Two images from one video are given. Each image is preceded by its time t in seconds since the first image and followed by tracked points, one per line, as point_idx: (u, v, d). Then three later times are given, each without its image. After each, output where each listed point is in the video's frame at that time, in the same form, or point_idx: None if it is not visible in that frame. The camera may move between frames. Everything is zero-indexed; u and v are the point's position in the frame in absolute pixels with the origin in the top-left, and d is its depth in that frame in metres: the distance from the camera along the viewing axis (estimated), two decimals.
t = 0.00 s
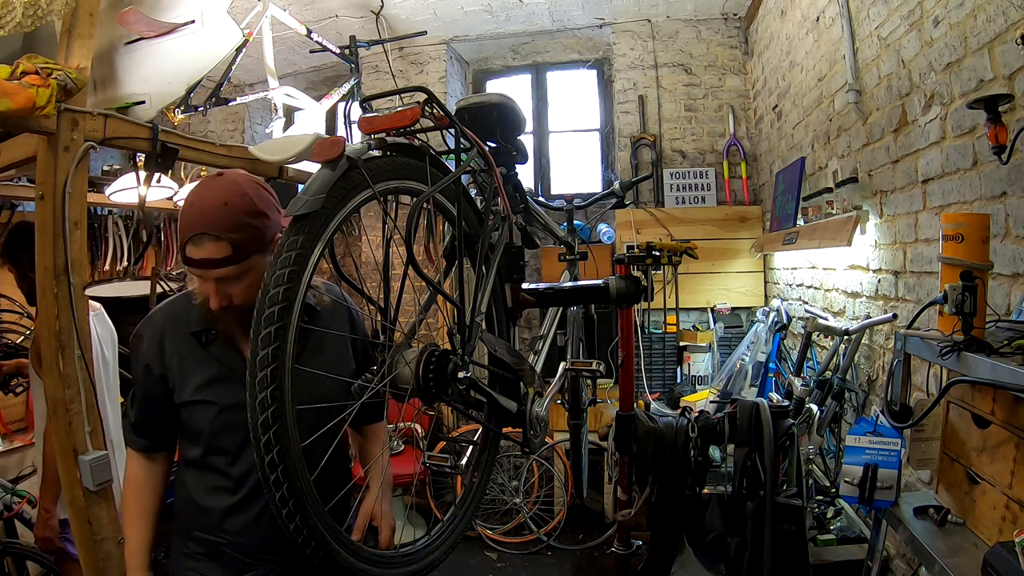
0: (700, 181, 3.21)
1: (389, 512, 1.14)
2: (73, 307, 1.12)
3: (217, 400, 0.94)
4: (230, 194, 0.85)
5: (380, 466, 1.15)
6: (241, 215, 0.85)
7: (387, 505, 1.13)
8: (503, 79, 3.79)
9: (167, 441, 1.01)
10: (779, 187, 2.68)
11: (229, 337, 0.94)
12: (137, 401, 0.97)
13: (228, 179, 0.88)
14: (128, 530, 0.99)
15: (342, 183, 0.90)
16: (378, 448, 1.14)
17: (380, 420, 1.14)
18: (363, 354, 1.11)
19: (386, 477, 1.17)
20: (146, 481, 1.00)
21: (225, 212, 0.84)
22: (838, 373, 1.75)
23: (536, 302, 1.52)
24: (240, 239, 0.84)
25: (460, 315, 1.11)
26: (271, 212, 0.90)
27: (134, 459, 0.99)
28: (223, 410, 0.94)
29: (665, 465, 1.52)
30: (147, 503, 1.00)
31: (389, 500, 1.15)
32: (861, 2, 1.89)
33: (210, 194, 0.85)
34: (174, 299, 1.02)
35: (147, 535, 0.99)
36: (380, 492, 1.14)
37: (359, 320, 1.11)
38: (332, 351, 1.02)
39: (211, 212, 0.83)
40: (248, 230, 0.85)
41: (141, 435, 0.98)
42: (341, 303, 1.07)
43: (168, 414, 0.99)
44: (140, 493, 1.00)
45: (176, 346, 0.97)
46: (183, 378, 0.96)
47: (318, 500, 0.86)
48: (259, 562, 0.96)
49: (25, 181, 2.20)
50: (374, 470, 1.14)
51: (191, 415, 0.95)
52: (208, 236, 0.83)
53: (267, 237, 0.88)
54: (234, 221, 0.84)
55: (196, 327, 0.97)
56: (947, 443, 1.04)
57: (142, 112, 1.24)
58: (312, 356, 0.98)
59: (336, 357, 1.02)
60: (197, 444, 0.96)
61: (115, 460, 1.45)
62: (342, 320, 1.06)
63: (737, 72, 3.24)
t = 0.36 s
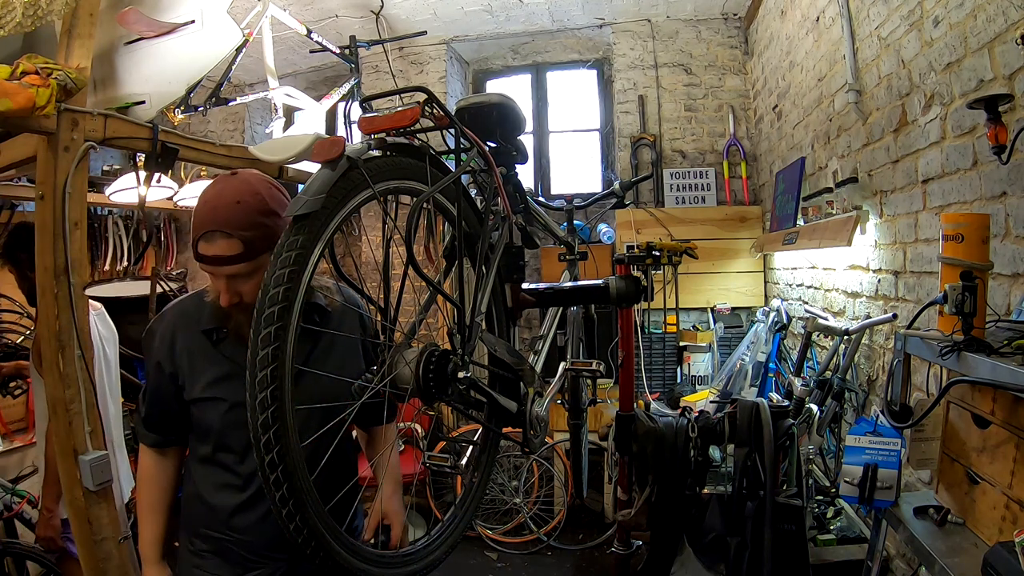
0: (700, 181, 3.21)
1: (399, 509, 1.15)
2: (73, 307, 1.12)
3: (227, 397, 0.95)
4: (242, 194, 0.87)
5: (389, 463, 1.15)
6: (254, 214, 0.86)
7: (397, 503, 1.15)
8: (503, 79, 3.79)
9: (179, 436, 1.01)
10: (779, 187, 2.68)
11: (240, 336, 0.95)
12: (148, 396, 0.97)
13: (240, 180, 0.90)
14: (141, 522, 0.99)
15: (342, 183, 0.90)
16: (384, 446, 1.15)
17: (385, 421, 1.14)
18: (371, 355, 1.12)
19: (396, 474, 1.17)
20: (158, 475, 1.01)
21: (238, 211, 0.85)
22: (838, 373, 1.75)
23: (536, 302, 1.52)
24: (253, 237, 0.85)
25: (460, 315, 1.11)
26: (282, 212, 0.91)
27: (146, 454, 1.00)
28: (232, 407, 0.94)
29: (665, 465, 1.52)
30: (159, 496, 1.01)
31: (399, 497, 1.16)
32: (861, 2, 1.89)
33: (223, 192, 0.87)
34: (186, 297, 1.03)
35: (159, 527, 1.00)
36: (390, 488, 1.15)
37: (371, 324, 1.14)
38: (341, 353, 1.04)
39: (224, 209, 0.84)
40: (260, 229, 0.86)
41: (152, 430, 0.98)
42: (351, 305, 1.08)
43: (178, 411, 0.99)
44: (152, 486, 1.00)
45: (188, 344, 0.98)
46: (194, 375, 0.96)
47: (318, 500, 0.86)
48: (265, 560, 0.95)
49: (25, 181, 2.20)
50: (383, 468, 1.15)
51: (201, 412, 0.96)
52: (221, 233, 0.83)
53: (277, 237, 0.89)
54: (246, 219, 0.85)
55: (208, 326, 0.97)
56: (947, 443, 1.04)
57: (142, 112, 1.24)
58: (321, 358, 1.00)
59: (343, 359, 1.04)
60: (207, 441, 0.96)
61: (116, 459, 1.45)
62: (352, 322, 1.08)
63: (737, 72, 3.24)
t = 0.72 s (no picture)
0: (700, 181, 3.21)
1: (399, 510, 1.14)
2: (73, 307, 1.12)
3: (228, 398, 0.94)
4: (240, 194, 0.86)
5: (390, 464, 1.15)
6: (252, 214, 0.85)
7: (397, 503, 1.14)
8: (503, 79, 3.79)
9: (179, 436, 1.01)
10: (779, 187, 2.68)
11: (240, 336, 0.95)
12: (148, 395, 0.97)
13: (240, 179, 0.89)
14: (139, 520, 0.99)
15: (342, 183, 0.90)
16: (385, 445, 1.14)
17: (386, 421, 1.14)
18: (371, 355, 1.12)
19: (397, 474, 1.17)
20: (157, 474, 1.00)
21: (236, 210, 0.84)
22: (838, 373, 1.75)
23: (536, 302, 1.52)
24: (252, 237, 0.85)
25: (460, 315, 1.11)
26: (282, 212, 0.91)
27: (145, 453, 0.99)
28: (232, 408, 0.94)
29: (665, 465, 1.52)
30: (158, 496, 1.01)
31: (400, 499, 1.15)
32: (861, 2, 1.89)
33: (222, 192, 0.86)
34: (189, 296, 1.03)
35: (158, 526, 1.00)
36: (391, 490, 1.14)
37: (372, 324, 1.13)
38: (341, 354, 1.04)
39: (222, 208, 0.84)
40: (258, 229, 0.86)
41: (152, 429, 0.98)
42: (352, 305, 1.07)
43: (179, 410, 0.99)
44: (151, 485, 1.00)
45: (188, 344, 0.97)
46: (191, 376, 0.96)
47: (318, 500, 0.86)
48: (265, 560, 0.95)
49: (25, 182, 2.20)
50: (384, 468, 1.15)
51: (201, 412, 0.96)
52: (218, 233, 0.83)
53: (276, 237, 0.89)
54: (244, 219, 0.85)
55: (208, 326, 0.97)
56: (947, 443, 1.04)
57: (142, 112, 1.24)
58: (321, 359, 1.00)
59: (343, 360, 1.03)
60: (208, 441, 0.96)
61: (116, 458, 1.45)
62: (353, 321, 1.08)
63: (737, 72, 3.24)
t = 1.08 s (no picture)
0: (700, 181, 3.21)
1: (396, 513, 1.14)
2: (73, 308, 1.12)
3: (222, 400, 0.94)
4: (225, 193, 0.85)
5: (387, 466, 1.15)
6: (235, 213, 0.84)
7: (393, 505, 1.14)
8: (503, 79, 3.79)
9: (174, 438, 1.01)
10: (779, 187, 2.68)
11: (230, 338, 0.95)
12: (142, 397, 0.97)
13: (226, 178, 0.89)
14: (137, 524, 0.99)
15: (342, 183, 0.90)
16: (382, 447, 1.15)
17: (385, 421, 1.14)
18: (368, 355, 1.11)
19: (393, 475, 1.17)
20: (154, 476, 1.01)
21: (218, 209, 0.84)
22: (838, 373, 1.75)
23: (536, 302, 1.52)
24: (235, 236, 0.83)
25: (460, 315, 1.11)
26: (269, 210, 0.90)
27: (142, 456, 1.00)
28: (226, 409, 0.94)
29: (665, 465, 1.52)
30: (157, 498, 1.01)
31: (396, 500, 1.15)
32: (861, 2, 1.89)
33: (207, 191, 0.86)
34: (180, 298, 1.03)
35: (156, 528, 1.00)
36: (386, 491, 1.14)
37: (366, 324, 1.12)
38: (336, 352, 1.02)
39: (205, 208, 0.83)
40: (241, 229, 0.84)
41: (147, 432, 0.98)
42: (346, 304, 1.06)
43: (172, 412, 0.99)
44: (150, 487, 1.00)
45: (182, 346, 0.98)
46: (182, 378, 0.96)
47: (318, 500, 0.86)
48: (260, 563, 0.95)
49: (25, 182, 2.20)
50: (380, 469, 1.15)
51: (195, 414, 0.95)
52: (201, 233, 0.83)
53: (262, 237, 0.87)
54: (228, 219, 0.84)
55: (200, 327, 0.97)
56: (947, 443, 1.04)
57: (142, 111, 1.24)
58: (315, 357, 0.99)
59: (340, 360, 1.03)
60: (201, 443, 0.96)
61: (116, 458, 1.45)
62: (348, 320, 1.06)
63: (737, 72, 3.24)
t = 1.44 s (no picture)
0: (700, 181, 3.21)
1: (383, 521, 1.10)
2: (73, 308, 1.12)
3: (201, 405, 0.93)
4: (194, 195, 0.82)
5: (377, 469, 1.10)
6: (203, 217, 0.81)
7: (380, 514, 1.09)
8: (502, 79, 3.79)
9: (161, 442, 1.01)
10: (779, 187, 2.68)
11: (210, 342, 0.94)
12: (127, 403, 0.97)
13: (198, 178, 0.85)
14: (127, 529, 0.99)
15: (342, 183, 0.90)
16: (372, 450, 1.10)
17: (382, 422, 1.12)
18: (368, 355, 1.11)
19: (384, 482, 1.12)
20: (141, 479, 1.01)
21: (187, 214, 0.81)
22: (838, 373, 1.75)
23: (536, 302, 1.52)
24: (202, 240, 0.80)
25: (460, 315, 1.11)
26: (242, 212, 0.86)
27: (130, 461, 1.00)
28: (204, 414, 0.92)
29: (665, 465, 1.52)
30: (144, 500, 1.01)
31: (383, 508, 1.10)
32: (861, 2, 1.89)
33: (176, 193, 0.83)
34: (164, 301, 1.03)
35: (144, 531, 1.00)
36: (375, 495, 1.09)
37: (353, 319, 1.08)
38: (329, 350, 1.00)
39: (172, 212, 0.80)
40: (210, 233, 0.81)
41: (133, 436, 0.99)
42: (332, 303, 1.03)
43: (157, 417, 0.98)
44: (137, 491, 1.00)
45: (161, 351, 0.97)
46: (167, 380, 0.95)
47: (318, 500, 0.86)
48: (249, 569, 0.95)
49: (25, 182, 2.20)
50: (369, 473, 1.10)
51: (178, 418, 0.94)
52: (170, 238, 0.81)
53: (234, 240, 0.84)
54: (195, 223, 0.81)
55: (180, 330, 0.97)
56: (947, 443, 1.04)
57: (142, 112, 1.24)
58: (309, 356, 0.97)
59: (337, 359, 1.02)
60: (185, 448, 0.95)
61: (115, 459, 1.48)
62: (340, 320, 1.04)
63: (737, 72, 3.24)
